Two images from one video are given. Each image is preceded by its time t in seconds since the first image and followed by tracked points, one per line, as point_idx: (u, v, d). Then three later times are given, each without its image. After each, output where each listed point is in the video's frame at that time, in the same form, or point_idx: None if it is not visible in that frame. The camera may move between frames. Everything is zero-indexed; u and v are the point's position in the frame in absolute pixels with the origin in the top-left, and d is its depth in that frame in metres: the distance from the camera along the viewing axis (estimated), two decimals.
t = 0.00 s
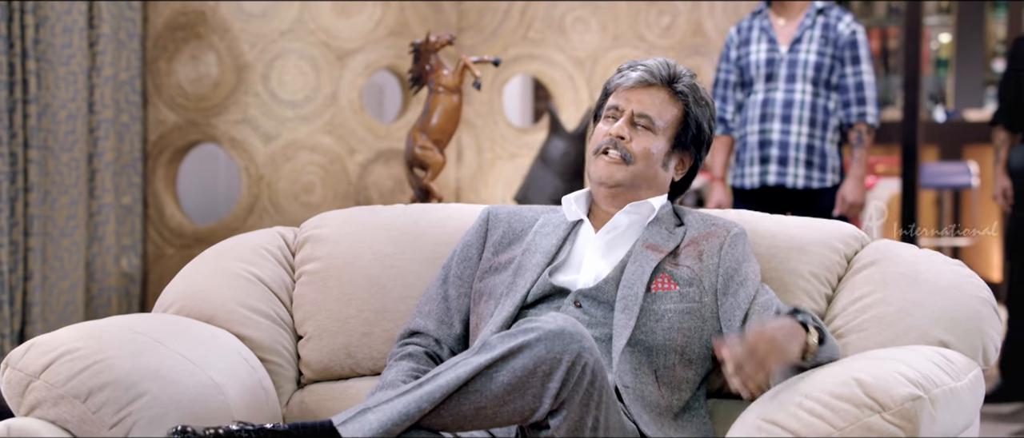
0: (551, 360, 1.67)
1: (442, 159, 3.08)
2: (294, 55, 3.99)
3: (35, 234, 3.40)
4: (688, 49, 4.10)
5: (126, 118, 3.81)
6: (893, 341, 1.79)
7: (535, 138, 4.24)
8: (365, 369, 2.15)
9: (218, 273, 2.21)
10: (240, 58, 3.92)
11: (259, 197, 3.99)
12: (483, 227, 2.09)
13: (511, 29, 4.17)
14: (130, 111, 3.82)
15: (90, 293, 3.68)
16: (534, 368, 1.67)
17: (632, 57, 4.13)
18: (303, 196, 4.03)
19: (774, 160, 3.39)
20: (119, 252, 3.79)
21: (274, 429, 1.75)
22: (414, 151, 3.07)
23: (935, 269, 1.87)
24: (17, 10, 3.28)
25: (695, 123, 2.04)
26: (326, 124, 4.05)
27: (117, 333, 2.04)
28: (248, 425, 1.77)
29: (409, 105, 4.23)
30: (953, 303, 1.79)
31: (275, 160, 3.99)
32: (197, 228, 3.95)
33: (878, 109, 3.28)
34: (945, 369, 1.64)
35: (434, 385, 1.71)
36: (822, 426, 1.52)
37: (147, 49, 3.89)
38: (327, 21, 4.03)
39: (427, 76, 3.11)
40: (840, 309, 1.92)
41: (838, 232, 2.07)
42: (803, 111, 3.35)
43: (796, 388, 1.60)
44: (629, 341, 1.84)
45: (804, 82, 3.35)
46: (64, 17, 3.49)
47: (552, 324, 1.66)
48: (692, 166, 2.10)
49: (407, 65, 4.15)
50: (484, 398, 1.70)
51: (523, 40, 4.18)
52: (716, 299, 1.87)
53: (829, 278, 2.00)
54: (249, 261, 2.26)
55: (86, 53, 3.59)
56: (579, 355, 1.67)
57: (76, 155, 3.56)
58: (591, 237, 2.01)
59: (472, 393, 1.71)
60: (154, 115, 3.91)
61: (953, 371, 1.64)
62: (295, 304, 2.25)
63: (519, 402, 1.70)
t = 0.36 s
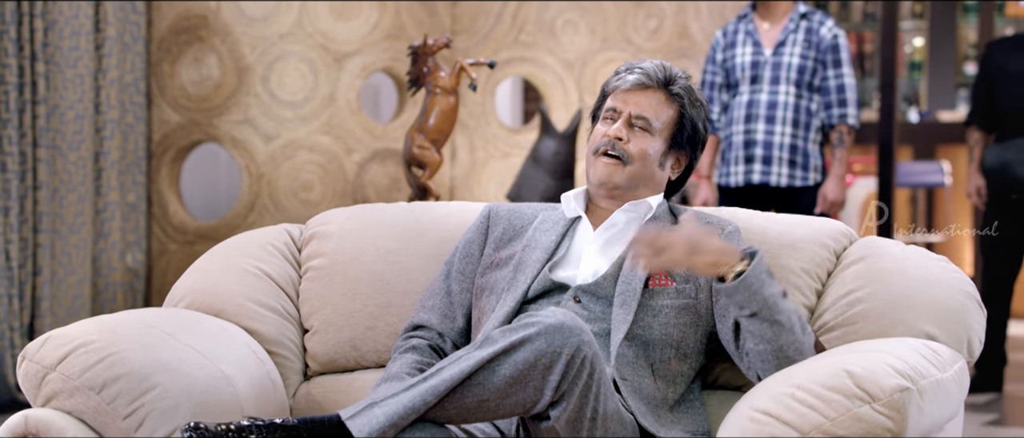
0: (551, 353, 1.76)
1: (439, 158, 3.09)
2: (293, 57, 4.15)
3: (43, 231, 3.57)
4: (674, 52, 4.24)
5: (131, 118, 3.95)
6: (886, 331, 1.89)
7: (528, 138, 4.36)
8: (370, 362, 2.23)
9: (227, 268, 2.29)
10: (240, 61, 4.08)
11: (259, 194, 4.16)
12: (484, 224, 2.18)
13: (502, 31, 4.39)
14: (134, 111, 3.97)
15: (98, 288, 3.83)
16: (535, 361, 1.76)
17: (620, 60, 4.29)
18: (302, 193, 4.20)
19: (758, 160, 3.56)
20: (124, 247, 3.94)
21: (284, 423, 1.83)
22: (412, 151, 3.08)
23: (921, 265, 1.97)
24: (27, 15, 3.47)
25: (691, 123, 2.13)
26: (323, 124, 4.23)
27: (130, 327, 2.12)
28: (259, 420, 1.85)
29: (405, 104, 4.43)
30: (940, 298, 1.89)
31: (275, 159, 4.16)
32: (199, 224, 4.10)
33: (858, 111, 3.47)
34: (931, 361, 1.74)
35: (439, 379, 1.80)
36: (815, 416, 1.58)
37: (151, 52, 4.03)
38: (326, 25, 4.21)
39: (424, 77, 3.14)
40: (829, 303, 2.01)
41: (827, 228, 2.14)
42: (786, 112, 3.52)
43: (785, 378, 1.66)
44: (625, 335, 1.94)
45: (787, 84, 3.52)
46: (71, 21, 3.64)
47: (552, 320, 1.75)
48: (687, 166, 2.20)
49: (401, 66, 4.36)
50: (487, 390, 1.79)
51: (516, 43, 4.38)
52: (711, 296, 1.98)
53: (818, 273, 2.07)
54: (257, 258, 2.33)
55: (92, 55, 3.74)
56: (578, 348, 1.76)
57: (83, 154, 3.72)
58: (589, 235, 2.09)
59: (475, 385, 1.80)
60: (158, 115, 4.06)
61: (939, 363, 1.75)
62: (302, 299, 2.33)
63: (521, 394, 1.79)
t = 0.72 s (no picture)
0: (553, 348, 1.85)
1: (437, 157, 3.28)
2: (294, 60, 4.22)
3: (51, 228, 3.70)
4: (662, 55, 4.36)
5: (136, 118, 4.06)
6: (877, 325, 1.95)
7: (520, 138, 4.44)
8: (375, 356, 2.30)
9: (236, 265, 2.36)
10: (242, 64, 4.15)
11: (261, 192, 4.23)
12: (485, 221, 2.26)
13: (495, 36, 4.42)
14: (140, 112, 4.08)
15: (104, 284, 3.96)
16: (538, 355, 1.85)
17: (610, 63, 4.39)
18: (302, 192, 4.27)
19: (745, 159, 3.66)
20: (129, 244, 4.06)
21: (295, 414, 1.92)
22: (410, 151, 3.26)
23: (910, 261, 2.03)
24: (35, 19, 3.60)
25: (685, 124, 2.23)
26: (323, 125, 4.28)
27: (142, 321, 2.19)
28: (269, 412, 1.93)
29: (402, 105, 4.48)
30: (928, 292, 1.95)
31: (275, 158, 4.22)
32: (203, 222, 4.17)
33: (842, 112, 3.59)
34: (921, 355, 1.79)
35: (444, 373, 1.89)
36: (809, 408, 1.65)
37: (156, 55, 4.14)
38: (325, 29, 4.26)
39: (423, 79, 3.31)
40: (820, 299, 2.07)
41: (818, 226, 2.22)
42: (772, 113, 3.63)
43: (779, 372, 1.73)
44: (623, 331, 2.04)
45: (773, 86, 3.64)
46: (79, 24, 3.77)
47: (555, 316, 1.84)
48: (681, 164, 2.29)
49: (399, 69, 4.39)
50: (491, 383, 1.88)
51: (509, 46, 4.43)
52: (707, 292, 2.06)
53: (810, 269, 2.15)
54: (265, 254, 2.41)
55: (98, 58, 3.87)
56: (580, 343, 1.85)
57: (90, 153, 3.84)
58: (587, 232, 2.18)
59: (479, 379, 1.88)
60: (162, 115, 4.17)
61: (928, 356, 1.81)
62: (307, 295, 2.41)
63: (523, 388, 1.88)
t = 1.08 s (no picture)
0: (552, 341, 1.93)
1: (434, 156, 3.51)
2: (292, 62, 4.38)
3: (58, 224, 4.02)
4: (650, 57, 4.42)
5: (140, 118, 4.37)
6: (862, 319, 2.01)
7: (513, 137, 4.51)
8: (377, 349, 2.38)
9: (242, 261, 2.44)
10: (243, 65, 4.37)
11: (261, 189, 4.41)
12: (485, 219, 2.35)
13: (488, 39, 4.48)
14: (143, 112, 4.38)
15: (108, 277, 4.28)
16: (537, 348, 1.94)
17: (599, 65, 4.45)
18: (301, 190, 4.41)
19: (730, 158, 3.80)
20: (134, 240, 4.37)
21: (299, 407, 2.01)
22: (408, 150, 3.49)
23: (897, 257, 2.09)
24: (43, 23, 3.90)
25: (682, 125, 2.33)
26: (321, 124, 4.41)
27: (152, 316, 2.26)
28: (276, 404, 2.03)
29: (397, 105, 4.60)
30: (915, 287, 2.02)
31: (275, 156, 4.39)
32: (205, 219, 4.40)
33: (824, 113, 3.75)
34: (908, 348, 1.86)
35: (446, 365, 1.97)
36: (800, 400, 1.72)
37: (159, 57, 4.43)
38: (323, 32, 4.41)
39: (420, 80, 3.52)
40: (810, 293, 2.12)
41: (808, 222, 2.25)
42: (756, 113, 3.78)
43: (773, 365, 1.82)
44: (619, 324, 2.13)
45: (757, 87, 3.79)
46: (85, 29, 4.09)
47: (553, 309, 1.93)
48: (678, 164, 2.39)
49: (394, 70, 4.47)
50: (491, 375, 1.96)
51: (501, 48, 4.49)
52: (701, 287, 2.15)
53: (800, 265, 2.19)
54: (270, 251, 2.48)
55: (104, 61, 4.18)
56: (576, 336, 1.94)
57: (94, 153, 4.17)
58: (585, 230, 2.27)
59: (480, 371, 1.96)
60: (165, 115, 4.45)
61: (915, 349, 1.87)
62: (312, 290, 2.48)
63: (523, 380, 1.96)
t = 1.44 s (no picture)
0: (552, 335, 2.01)
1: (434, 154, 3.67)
2: (295, 62, 4.54)
3: (66, 221, 4.13)
4: (643, 57, 4.54)
5: (145, 117, 4.52)
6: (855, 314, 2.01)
7: (509, 136, 4.59)
8: (383, 342, 2.45)
9: (251, 256, 2.50)
10: (246, 65, 4.54)
11: (263, 187, 4.58)
12: (488, 215, 2.42)
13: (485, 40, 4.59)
14: (149, 111, 4.54)
15: (116, 273, 4.42)
16: (537, 341, 2.01)
17: (594, 65, 4.57)
18: (302, 187, 4.57)
19: (722, 156, 3.97)
20: (140, 237, 4.53)
21: (307, 398, 2.12)
22: (409, 148, 3.65)
23: (890, 252, 2.10)
24: (51, 24, 4.00)
25: (676, 121, 2.40)
26: (321, 124, 4.56)
27: (162, 309, 2.32)
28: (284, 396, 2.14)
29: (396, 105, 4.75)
30: (908, 281, 2.02)
31: (277, 154, 4.56)
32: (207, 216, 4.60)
33: (813, 112, 3.88)
34: (901, 340, 1.90)
35: (449, 358, 2.04)
36: (797, 391, 1.80)
37: (165, 57, 4.60)
38: (324, 32, 4.54)
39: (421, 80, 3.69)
40: (807, 286, 2.11)
41: (801, 218, 2.28)
42: (747, 112, 3.93)
43: (769, 357, 1.90)
44: (619, 318, 2.20)
45: (748, 86, 3.93)
46: (92, 30, 4.21)
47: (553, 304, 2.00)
48: (673, 159, 2.45)
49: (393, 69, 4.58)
50: (493, 368, 2.03)
51: (498, 49, 4.61)
52: (699, 282, 2.22)
53: (795, 261, 2.20)
54: (277, 246, 2.54)
55: (110, 61, 4.31)
56: (575, 330, 2.01)
57: (102, 151, 4.29)
58: (585, 226, 2.35)
59: (482, 364, 2.03)
60: (170, 115, 4.63)
61: (908, 342, 1.91)
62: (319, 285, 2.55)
63: (524, 372, 2.03)
